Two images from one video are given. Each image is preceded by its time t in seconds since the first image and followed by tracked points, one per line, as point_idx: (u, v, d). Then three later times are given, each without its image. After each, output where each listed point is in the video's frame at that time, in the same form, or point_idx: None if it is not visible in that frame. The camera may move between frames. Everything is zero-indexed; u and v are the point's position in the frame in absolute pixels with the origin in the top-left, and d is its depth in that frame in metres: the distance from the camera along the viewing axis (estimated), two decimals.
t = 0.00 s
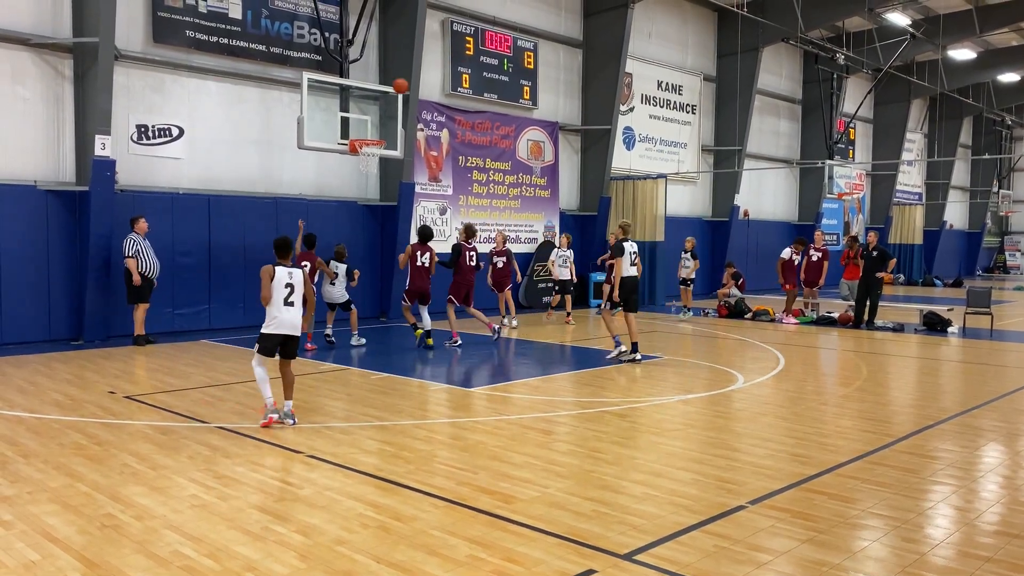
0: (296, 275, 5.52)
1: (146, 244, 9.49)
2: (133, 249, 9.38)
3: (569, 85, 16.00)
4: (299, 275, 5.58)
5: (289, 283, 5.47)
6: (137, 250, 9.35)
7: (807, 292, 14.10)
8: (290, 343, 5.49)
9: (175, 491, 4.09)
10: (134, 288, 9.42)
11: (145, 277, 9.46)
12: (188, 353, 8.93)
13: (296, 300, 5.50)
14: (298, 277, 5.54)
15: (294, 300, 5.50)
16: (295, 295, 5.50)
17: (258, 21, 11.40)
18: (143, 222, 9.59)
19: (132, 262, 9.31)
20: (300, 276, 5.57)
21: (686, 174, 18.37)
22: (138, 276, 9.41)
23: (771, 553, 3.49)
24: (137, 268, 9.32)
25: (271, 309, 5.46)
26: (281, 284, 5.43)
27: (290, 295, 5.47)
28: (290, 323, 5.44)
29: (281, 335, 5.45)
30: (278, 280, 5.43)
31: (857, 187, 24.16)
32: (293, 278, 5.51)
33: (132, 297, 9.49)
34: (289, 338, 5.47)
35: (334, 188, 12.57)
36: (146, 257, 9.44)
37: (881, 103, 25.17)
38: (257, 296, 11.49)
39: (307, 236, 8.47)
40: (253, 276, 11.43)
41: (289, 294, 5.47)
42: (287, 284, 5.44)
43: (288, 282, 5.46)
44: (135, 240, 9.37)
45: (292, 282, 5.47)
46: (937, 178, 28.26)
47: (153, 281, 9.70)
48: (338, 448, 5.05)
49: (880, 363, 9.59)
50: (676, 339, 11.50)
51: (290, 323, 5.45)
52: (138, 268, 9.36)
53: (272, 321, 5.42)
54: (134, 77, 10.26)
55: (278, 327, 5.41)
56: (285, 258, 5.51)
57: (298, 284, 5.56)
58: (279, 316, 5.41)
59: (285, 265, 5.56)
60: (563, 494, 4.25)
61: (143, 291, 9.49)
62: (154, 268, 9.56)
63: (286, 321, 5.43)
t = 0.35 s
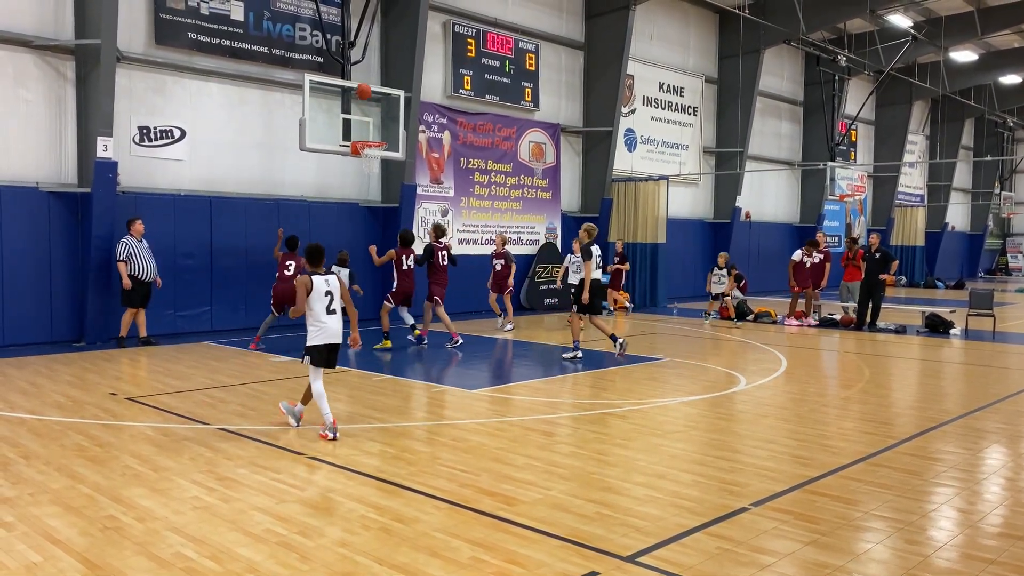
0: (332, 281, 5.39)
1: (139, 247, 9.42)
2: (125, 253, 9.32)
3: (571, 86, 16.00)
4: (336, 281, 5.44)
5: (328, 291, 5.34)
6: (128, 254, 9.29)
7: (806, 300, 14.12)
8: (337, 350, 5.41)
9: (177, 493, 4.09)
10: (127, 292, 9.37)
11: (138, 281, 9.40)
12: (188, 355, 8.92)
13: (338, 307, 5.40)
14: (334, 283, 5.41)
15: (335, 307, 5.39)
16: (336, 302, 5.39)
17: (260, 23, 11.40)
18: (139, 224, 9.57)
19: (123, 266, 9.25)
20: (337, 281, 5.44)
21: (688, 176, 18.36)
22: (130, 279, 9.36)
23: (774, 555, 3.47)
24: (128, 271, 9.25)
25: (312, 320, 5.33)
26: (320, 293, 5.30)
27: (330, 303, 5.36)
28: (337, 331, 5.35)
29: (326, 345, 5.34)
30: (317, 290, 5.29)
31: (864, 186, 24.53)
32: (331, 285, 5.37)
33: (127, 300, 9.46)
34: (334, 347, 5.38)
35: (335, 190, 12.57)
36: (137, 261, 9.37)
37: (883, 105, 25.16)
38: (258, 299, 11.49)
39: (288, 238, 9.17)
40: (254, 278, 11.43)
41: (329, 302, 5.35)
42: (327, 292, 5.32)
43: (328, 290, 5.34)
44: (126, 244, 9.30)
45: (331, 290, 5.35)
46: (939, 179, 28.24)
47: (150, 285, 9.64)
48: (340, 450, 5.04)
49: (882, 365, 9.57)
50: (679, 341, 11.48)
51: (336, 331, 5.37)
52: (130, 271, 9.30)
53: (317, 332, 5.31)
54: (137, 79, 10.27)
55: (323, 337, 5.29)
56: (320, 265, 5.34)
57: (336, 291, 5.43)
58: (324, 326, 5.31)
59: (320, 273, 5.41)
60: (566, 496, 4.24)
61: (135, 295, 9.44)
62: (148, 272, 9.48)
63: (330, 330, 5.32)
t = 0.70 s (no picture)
0: (374, 281, 5.37)
1: (131, 249, 9.43)
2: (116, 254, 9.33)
3: (572, 88, 16.00)
4: (379, 280, 5.41)
5: (367, 291, 5.32)
6: (118, 256, 9.31)
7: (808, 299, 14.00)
8: (376, 351, 5.37)
9: (178, 494, 4.08)
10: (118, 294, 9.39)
11: (129, 284, 9.39)
12: (188, 358, 8.91)
13: (376, 307, 5.37)
14: (375, 282, 5.39)
15: (374, 307, 5.37)
16: (375, 302, 5.36)
17: (262, 25, 11.42)
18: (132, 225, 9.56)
19: (111, 269, 9.28)
20: (379, 281, 5.41)
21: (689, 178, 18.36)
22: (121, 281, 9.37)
23: (776, 557, 3.46)
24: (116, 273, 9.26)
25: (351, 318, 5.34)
26: (358, 292, 5.30)
27: (369, 302, 5.34)
28: (374, 330, 5.31)
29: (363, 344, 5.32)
30: (355, 288, 5.30)
31: (865, 189, 24.59)
32: (371, 284, 5.35)
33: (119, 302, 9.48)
34: (372, 347, 5.34)
35: (337, 191, 12.58)
36: (127, 264, 9.36)
37: (884, 107, 25.15)
38: (259, 301, 11.49)
39: (287, 244, 9.14)
40: (255, 279, 11.43)
41: (367, 301, 5.33)
42: (365, 291, 5.30)
43: (367, 289, 5.32)
44: (116, 247, 9.33)
45: (369, 289, 5.32)
46: (941, 182, 28.22)
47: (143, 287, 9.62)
48: (340, 451, 5.03)
49: (884, 367, 9.55)
50: (680, 343, 11.47)
51: (373, 331, 5.33)
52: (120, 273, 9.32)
53: (354, 330, 5.29)
54: (138, 81, 10.29)
55: (359, 335, 5.28)
56: (363, 264, 5.35)
57: (377, 290, 5.40)
58: (362, 324, 5.29)
59: (363, 272, 5.41)
60: (567, 497, 4.23)
61: (128, 297, 9.44)
62: (140, 275, 9.47)
63: (366, 330, 5.30)
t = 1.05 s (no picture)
0: (441, 287, 5.33)
1: (125, 251, 9.41)
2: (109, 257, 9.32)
3: (573, 91, 16.00)
4: (449, 288, 5.36)
5: (432, 296, 5.30)
6: (110, 258, 9.29)
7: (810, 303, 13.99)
8: (436, 357, 5.30)
9: (177, 497, 4.08)
10: (112, 296, 9.40)
11: (122, 286, 9.40)
12: (188, 360, 8.92)
13: (441, 313, 5.31)
14: (443, 288, 5.35)
15: (439, 313, 5.31)
16: (439, 308, 5.31)
17: (263, 28, 11.43)
18: (127, 228, 9.54)
19: (103, 271, 9.27)
20: (449, 288, 5.36)
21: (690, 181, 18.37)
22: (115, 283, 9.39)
23: (776, 561, 3.45)
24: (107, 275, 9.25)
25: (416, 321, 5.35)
26: (424, 296, 5.30)
27: (433, 308, 5.30)
28: (432, 335, 5.24)
29: (423, 349, 5.27)
30: (421, 293, 5.31)
31: (865, 191, 24.59)
32: (438, 290, 5.32)
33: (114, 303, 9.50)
34: (431, 353, 5.28)
35: (337, 194, 12.60)
36: (120, 267, 9.36)
37: (885, 110, 25.15)
38: (259, 303, 11.49)
39: (302, 235, 9.09)
40: (255, 282, 11.43)
41: (432, 306, 5.30)
42: (429, 296, 5.28)
43: (432, 294, 5.30)
44: (109, 249, 9.30)
45: (435, 294, 5.29)
46: (942, 184, 28.20)
47: (139, 289, 9.62)
48: (340, 454, 5.03)
49: (885, 369, 9.53)
50: (681, 345, 11.46)
51: (433, 336, 5.27)
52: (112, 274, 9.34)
53: (416, 333, 5.29)
54: (139, 84, 10.30)
55: (419, 339, 5.25)
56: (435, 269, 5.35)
57: (446, 297, 5.35)
58: (421, 328, 5.26)
59: (434, 278, 5.41)
60: (566, 500, 4.23)
61: (122, 299, 9.44)
62: (133, 276, 9.47)
63: (427, 334, 5.26)
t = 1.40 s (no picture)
0: (495, 296, 5.41)
1: (123, 254, 9.42)
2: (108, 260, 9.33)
3: (573, 94, 16.02)
4: (501, 295, 5.42)
5: (486, 305, 5.39)
6: (109, 261, 9.30)
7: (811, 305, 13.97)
8: (500, 363, 5.38)
9: (177, 500, 4.08)
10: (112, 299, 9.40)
11: (121, 289, 9.38)
12: (189, 362, 8.92)
13: (496, 321, 5.38)
14: (498, 297, 5.41)
15: (493, 321, 5.39)
16: (494, 316, 5.38)
17: (264, 30, 11.45)
18: (126, 230, 9.54)
19: (101, 274, 9.27)
20: (502, 296, 5.41)
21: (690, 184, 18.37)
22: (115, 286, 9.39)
23: (777, 564, 3.45)
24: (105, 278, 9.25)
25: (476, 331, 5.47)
26: (478, 306, 5.40)
27: (488, 316, 5.39)
28: (490, 344, 5.34)
29: (487, 357, 5.38)
30: (476, 304, 5.42)
31: (865, 194, 24.59)
32: (492, 298, 5.40)
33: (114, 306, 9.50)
34: (494, 359, 5.38)
35: (338, 197, 12.61)
36: (118, 270, 9.35)
37: (885, 112, 25.16)
38: (260, 306, 11.50)
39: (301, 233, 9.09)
40: (256, 284, 11.44)
41: (487, 315, 5.38)
42: (483, 306, 5.38)
43: (486, 303, 5.39)
44: (107, 252, 9.31)
45: (489, 304, 5.38)
46: (942, 187, 28.19)
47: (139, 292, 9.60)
48: (341, 457, 5.03)
49: (886, 372, 9.53)
50: (680, 348, 11.48)
51: (492, 345, 5.36)
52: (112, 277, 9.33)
53: (475, 343, 5.41)
54: (140, 87, 10.32)
55: (479, 348, 5.37)
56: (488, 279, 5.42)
57: (500, 304, 5.40)
58: (480, 337, 5.38)
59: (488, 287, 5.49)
60: (567, 503, 4.23)
61: (122, 302, 9.43)
62: (133, 279, 9.44)
63: (486, 343, 5.36)
